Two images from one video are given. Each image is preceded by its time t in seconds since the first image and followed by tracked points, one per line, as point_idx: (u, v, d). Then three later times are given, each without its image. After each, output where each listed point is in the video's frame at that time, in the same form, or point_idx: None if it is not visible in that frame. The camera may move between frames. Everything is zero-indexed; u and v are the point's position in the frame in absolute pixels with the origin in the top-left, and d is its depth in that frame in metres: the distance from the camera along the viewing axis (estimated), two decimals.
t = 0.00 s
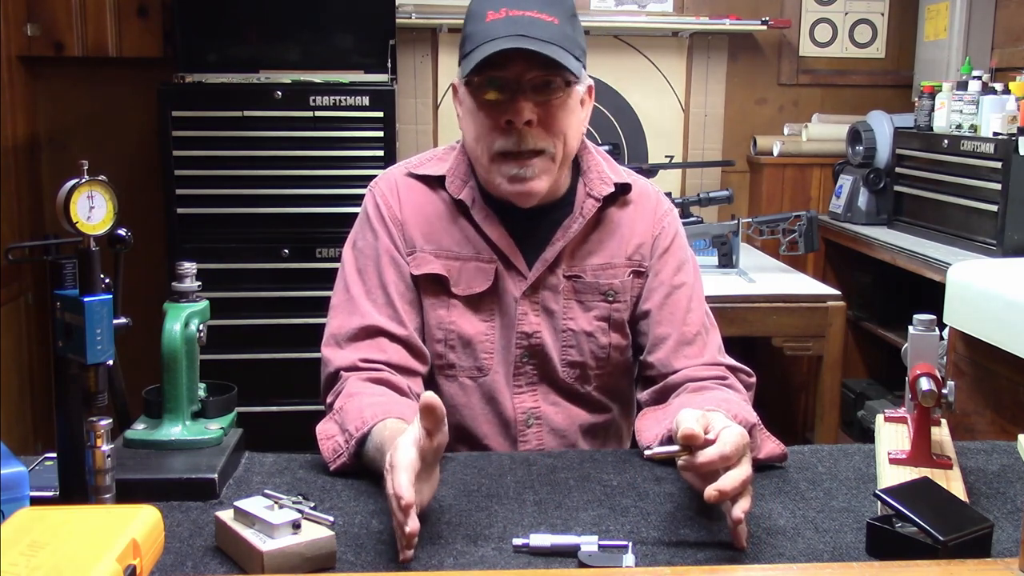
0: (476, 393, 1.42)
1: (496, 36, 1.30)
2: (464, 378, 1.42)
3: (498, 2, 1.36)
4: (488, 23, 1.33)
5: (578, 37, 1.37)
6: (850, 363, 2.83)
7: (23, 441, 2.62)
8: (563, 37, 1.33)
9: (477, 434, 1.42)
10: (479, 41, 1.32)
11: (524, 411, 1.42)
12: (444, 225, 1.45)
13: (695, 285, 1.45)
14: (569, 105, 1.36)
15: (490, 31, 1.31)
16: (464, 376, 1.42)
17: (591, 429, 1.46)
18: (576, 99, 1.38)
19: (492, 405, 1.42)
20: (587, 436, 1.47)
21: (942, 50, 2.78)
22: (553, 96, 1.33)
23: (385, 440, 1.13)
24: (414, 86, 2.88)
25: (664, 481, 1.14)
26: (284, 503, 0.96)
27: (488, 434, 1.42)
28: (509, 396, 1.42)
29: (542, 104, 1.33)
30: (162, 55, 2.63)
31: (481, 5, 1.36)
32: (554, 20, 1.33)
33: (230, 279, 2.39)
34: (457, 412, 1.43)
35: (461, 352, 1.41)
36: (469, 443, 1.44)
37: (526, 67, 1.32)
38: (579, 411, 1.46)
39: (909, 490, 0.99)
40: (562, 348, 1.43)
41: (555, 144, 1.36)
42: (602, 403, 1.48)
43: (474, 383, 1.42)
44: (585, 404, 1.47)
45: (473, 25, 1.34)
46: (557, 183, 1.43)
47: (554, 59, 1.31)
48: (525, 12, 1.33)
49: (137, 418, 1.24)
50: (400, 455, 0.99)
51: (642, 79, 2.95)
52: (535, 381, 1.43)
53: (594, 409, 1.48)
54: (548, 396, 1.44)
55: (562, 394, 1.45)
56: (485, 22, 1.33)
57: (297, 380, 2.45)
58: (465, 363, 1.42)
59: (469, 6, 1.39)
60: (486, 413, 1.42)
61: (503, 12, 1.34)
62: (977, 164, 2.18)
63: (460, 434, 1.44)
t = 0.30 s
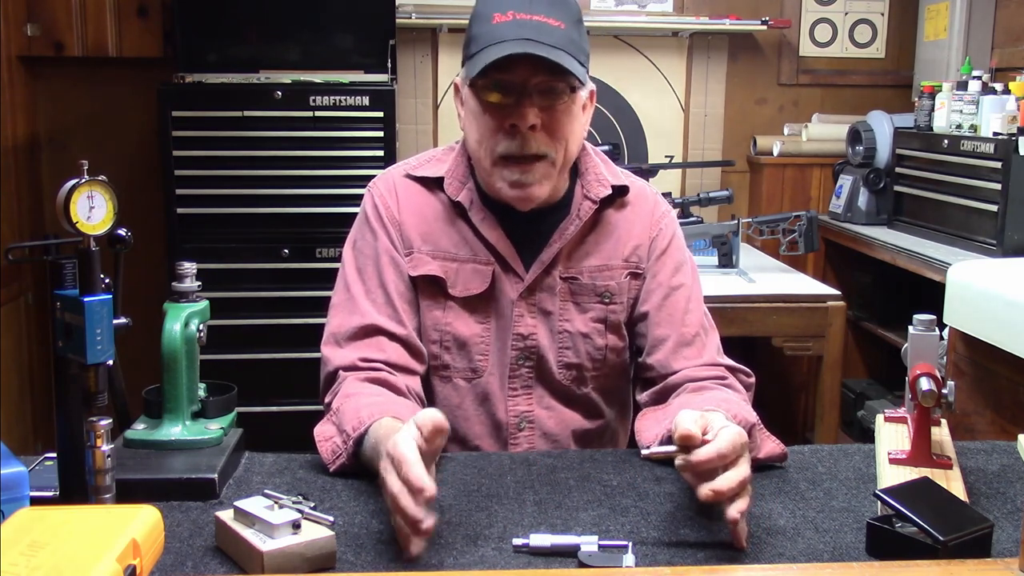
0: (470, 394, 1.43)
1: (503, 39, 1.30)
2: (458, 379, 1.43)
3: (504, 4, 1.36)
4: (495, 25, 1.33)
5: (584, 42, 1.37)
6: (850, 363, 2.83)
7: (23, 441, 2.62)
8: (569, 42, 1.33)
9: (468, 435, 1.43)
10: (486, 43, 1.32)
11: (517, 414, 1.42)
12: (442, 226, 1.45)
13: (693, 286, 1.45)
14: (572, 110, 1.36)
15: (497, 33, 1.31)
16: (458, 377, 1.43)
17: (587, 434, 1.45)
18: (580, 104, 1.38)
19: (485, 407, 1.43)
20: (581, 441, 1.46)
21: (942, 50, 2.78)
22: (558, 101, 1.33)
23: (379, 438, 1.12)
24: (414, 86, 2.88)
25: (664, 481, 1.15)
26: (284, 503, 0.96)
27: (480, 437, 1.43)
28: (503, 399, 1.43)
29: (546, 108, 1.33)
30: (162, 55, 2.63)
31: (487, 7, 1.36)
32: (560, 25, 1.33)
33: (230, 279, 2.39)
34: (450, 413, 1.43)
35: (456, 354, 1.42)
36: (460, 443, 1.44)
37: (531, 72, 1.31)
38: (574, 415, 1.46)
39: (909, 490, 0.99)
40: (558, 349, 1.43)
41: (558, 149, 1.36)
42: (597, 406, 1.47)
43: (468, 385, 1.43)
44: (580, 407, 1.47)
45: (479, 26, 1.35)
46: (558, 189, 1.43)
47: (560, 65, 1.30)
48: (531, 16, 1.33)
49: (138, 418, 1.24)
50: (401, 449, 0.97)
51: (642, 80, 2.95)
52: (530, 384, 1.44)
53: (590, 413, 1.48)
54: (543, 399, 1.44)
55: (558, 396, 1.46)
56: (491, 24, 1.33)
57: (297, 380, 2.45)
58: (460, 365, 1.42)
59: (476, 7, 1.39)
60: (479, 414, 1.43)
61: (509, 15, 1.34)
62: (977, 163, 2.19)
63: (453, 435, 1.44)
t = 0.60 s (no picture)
0: (475, 396, 1.43)
1: (500, 70, 1.28)
2: (462, 381, 1.43)
3: (495, 22, 1.32)
4: (487, 53, 1.30)
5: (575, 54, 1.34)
6: (850, 362, 2.83)
7: (23, 441, 2.62)
8: (564, 59, 1.31)
9: (477, 438, 1.43)
10: (482, 74, 1.29)
11: (522, 414, 1.42)
12: (441, 230, 1.45)
13: (694, 286, 1.45)
14: (570, 129, 1.32)
15: (493, 64, 1.29)
16: (463, 379, 1.43)
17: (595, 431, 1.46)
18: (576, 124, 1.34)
19: (491, 409, 1.43)
20: (587, 436, 1.47)
21: (942, 50, 2.78)
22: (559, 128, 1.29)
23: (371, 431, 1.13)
24: (414, 86, 2.88)
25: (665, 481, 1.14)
26: (284, 503, 0.96)
27: (487, 437, 1.43)
28: (508, 400, 1.43)
29: (548, 137, 1.29)
30: (162, 55, 2.63)
31: (477, 29, 1.32)
32: (554, 44, 1.31)
33: (230, 279, 2.39)
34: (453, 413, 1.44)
35: (459, 355, 1.42)
36: (466, 443, 1.44)
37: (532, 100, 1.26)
38: (579, 414, 1.46)
39: (909, 490, 0.99)
40: (560, 349, 1.44)
41: (561, 168, 1.34)
42: (602, 405, 1.47)
43: (472, 386, 1.43)
44: (585, 406, 1.47)
45: (473, 53, 1.31)
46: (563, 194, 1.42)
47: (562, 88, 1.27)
48: (525, 41, 1.30)
49: (138, 418, 1.24)
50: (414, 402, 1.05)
51: (642, 80, 2.95)
52: (534, 384, 1.44)
53: (594, 412, 1.48)
54: (547, 399, 1.45)
55: (561, 396, 1.46)
56: (485, 52, 1.30)
57: (297, 380, 2.45)
58: (463, 367, 1.43)
59: (462, 27, 1.34)
60: (484, 415, 1.43)
61: (502, 42, 1.30)
62: (977, 163, 2.18)
63: (459, 436, 1.44)
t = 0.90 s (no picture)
0: (473, 395, 1.44)
1: (499, 79, 1.28)
2: (461, 381, 1.43)
3: (497, 27, 1.30)
4: (487, 60, 1.30)
5: (579, 60, 1.33)
6: (850, 362, 2.83)
7: (23, 441, 2.62)
8: (565, 69, 1.30)
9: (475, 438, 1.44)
10: (481, 81, 1.29)
11: (521, 417, 1.44)
12: (443, 230, 1.45)
13: (697, 287, 1.45)
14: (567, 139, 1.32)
15: (492, 72, 1.29)
16: (461, 379, 1.43)
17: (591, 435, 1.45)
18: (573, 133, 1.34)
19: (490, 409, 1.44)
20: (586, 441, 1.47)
21: (942, 50, 2.78)
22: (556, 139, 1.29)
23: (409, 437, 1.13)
24: (414, 86, 2.88)
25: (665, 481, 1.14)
26: (284, 503, 0.96)
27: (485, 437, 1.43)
28: (506, 400, 1.44)
29: (544, 146, 1.29)
30: (162, 55, 2.63)
31: (478, 34, 1.31)
32: (555, 54, 1.30)
33: (230, 279, 2.39)
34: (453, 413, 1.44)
35: (458, 356, 1.42)
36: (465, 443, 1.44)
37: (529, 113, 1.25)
38: (577, 415, 1.47)
39: (910, 490, 0.99)
40: (561, 351, 1.44)
41: (557, 177, 1.34)
42: (602, 407, 1.47)
43: (471, 387, 1.43)
44: (584, 408, 1.47)
45: (473, 58, 1.31)
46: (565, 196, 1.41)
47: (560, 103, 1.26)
48: (525, 50, 1.29)
49: (138, 418, 1.24)
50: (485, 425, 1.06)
51: (641, 80, 2.95)
52: (533, 385, 1.44)
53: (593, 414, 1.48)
54: (546, 401, 1.45)
55: (560, 397, 1.46)
56: (485, 58, 1.30)
57: (296, 380, 2.45)
58: (463, 367, 1.43)
59: (465, 27, 1.33)
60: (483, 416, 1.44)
61: (503, 50, 1.30)
62: (977, 163, 2.19)
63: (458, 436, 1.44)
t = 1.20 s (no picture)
0: (474, 396, 1.44)
1: (496, 85, 1.28)
2: (462, 382, 1.43)
3: (495, 31, 1.30)
4: (485, 65, 1.30)
5: (578, 66, 1.33)
6: (850, 362, 2.82)
7: (23, 441, 2.62)
8: (563, 75, 1.30)
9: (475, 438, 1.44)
10: (479, 86, 1.29)
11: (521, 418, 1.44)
12: (444, 230, 1.45)
13: (697, 287, 1.45)
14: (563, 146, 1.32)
15: (490, 78, 1.29)
16: (462, 380, 1.43)
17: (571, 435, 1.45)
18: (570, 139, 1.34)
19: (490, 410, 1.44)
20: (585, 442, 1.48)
21: (942, 50, 2.78)
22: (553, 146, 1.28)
23: (430, 440, 1.13)
24: (414, 86, 2.88)
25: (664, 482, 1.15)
26: (284, 503, 0.96)
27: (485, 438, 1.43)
28: (506, 401, 1.44)
29: (541, 151, 1.29)
30: (162, 55, 2.63)
31: (477, 38, 1.31)
32: (553, 60, 1.30)
33: (230, 279, 2.39)
34: (452, 413, 1.44)
35: (459, 357, 1.42)
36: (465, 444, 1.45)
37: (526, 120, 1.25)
38: (576, 416, 1.47)
39: (910, 491, 0.99)
40: (561, 352, 1.44)
41: (552, 183, 1.34)
42: (601, 407, 1.48)
43: (471, 387, 1.43)
44: (583, 408, 1.47)
45: (472, 62, 1.31)
46: (562, 200, 1.41)
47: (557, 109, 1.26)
48: (524, 56, 1.29)
49: (138, 418, 1.24)
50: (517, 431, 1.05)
51: (641, 80, 2.95)
52: (533, 387, 1.44)
53: (592, 414, 1.48)
54: (546, 402, 1.45)
55: (560, 398, 1.46)
56: (483, 63, 1.30)
57: (296, 380, 2.45)
58: (463, 368, 1.43)
59: (464, 30, 1.33)
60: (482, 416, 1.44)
61: (501, 55, 1.30)
62: (977, 163, 2.19)
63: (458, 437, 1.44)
